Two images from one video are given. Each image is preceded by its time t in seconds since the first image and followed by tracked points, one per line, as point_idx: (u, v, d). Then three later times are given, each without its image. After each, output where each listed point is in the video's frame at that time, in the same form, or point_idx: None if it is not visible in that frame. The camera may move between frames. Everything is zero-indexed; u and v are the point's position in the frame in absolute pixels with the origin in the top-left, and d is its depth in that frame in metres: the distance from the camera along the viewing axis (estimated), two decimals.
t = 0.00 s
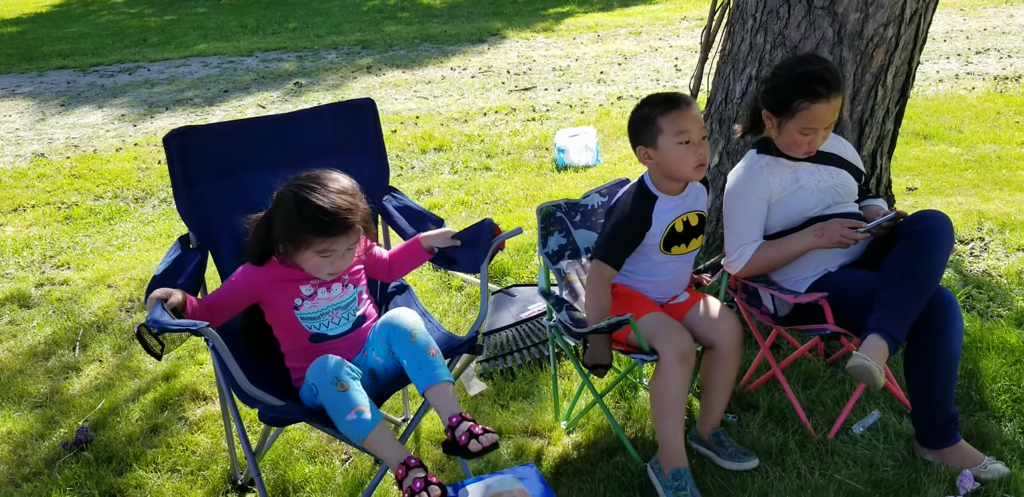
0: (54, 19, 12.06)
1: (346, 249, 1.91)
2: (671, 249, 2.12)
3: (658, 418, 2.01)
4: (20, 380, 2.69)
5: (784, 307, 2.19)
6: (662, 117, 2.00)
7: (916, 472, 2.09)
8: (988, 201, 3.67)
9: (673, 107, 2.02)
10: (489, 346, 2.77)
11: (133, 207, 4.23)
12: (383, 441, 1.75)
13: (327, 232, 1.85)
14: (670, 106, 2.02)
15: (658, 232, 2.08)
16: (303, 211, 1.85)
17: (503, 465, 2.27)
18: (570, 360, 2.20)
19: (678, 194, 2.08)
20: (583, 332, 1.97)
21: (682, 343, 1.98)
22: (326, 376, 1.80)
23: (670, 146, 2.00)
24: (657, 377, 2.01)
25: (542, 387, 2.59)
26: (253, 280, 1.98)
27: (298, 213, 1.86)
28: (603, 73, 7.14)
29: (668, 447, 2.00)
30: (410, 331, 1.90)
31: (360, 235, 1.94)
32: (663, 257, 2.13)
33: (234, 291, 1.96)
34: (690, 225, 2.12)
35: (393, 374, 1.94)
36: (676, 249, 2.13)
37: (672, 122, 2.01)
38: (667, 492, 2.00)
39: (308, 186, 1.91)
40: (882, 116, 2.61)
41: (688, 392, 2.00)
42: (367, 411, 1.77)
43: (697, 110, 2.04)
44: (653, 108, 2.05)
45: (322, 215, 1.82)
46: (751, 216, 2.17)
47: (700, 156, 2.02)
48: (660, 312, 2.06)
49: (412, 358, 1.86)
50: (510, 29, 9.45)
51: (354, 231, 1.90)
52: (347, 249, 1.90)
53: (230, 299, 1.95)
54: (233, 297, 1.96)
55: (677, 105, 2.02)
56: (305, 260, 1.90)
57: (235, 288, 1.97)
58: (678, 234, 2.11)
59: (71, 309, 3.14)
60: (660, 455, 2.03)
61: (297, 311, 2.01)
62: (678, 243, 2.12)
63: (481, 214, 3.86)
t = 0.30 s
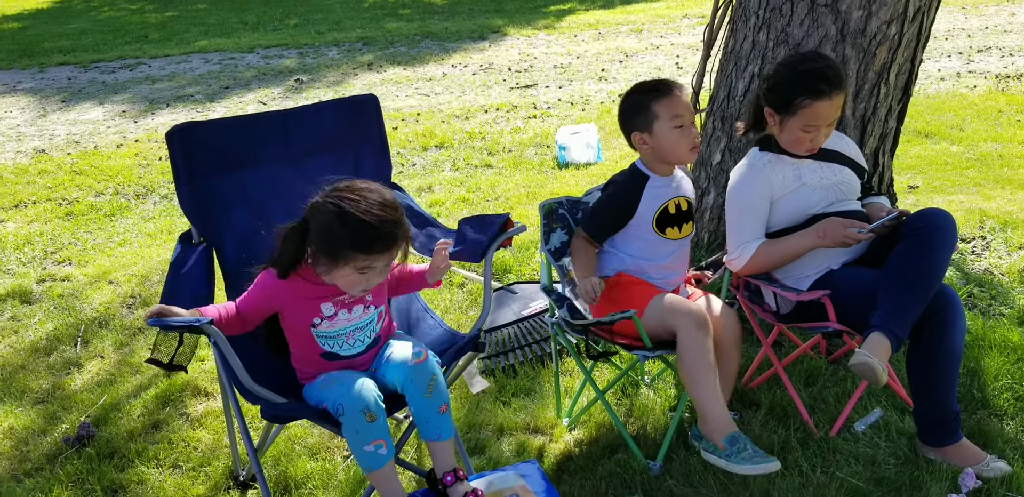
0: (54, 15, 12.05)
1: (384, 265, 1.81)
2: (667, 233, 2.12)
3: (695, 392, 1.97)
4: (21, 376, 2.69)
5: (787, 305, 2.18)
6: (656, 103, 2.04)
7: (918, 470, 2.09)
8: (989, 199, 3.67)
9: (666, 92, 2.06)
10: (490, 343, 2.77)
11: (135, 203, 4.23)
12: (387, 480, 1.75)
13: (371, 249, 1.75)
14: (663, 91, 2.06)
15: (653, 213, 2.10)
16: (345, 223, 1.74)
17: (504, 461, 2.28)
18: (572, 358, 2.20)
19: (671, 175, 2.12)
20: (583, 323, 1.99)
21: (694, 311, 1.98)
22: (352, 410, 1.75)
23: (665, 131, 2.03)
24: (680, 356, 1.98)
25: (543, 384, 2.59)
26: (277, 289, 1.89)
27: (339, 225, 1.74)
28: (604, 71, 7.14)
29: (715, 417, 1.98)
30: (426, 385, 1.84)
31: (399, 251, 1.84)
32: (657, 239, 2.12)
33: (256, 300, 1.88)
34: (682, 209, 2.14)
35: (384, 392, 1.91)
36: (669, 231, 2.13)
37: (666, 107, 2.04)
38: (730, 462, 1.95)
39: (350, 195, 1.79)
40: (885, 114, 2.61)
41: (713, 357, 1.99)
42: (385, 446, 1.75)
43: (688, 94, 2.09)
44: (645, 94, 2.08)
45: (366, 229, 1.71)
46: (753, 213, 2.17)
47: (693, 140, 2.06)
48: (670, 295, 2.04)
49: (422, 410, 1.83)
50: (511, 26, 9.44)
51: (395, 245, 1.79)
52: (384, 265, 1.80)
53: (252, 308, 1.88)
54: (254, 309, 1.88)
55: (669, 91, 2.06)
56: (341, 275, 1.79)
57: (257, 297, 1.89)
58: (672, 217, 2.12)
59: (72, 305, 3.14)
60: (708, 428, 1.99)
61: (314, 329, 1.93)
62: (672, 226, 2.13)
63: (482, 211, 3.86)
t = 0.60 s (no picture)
0: (53, 8, 12.03)
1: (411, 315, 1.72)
2: (665, 218, 2.13)
3: (716, 340, 1.88)
4: (18, 368, 2.69)
5: (784, 300, 2.19)
6: (639, 94, 2.09)
7: (914, 466, 2.10)
8: (987, 197, 3.67)
9: (653, 83, 2.10)
10: (488, 338, 2.77)
11: (133, 196, 4.24)
12: (377, 479, 1.75)
13: (400, 300, 1.66)
14: (649, 82, 2.10)
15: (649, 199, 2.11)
16: (378, 272, 1.65)
17: (501, 455, 2.28)
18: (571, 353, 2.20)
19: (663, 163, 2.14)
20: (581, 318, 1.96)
21: (703, 264, 1.93)
22: (339, 408, 1.75)
23: (645, 121, 2.08)
24: (695, 308, 1.91)
25: (541, 378, 2.60)
26: (295, 298, 1.88)
27: (372, 273, 1.65)
28: (604, 67, 7.14)
29: (741, 363, 1.87)
30: (416, 394, 1.83)
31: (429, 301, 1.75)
32: (658, 224, 2.12)
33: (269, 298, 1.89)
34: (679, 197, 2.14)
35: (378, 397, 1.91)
36: (668, 216, 2.13)
37: (649, 98, 2.08)
38: (771, 407, 1.85)
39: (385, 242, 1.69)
40: (883, 111, 2.61)
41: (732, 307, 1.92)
42: (372, 445, 1.75)
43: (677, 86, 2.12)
44: (635, 85, 2.13)
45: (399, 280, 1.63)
46: (751, 210, 2.17)
47: (676, 131, 2.09)
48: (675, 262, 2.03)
49: (412, 416, 1.83)
50: (511, 21, 9.43)
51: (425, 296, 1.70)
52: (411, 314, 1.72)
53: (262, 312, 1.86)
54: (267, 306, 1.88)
55: (656, 82, 2.09)
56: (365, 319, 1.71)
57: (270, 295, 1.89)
58: (669, 203, 2.13)
59: (70, 298, 3.14)
60: (740, 380, 1.88)
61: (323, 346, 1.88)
62: (671, 211, 2.13)
63: (481, 206, 3.86)
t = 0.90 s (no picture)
0: None
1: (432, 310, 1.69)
2: (673, 191, 2.13)
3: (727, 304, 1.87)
4: (21, 339, 2.69)
5: (791, 285, 2.17)
6: (646, 72, 2.08)
7: (918, 451, 2.08)
8: (995, 190, 3.67)
9: (662, 61, 2.08)
10: (491, 318, 2.76)
11: (138, 174, 4.26)
12: (377, 453, 1.73)
13: (424, 297, 1.62)
14: (658, 60, 2.09)
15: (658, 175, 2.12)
16: (404, 269, 1.60)
17: (503, 434, 2.28)
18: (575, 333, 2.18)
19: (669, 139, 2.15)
20: (583, 297, 1.94)
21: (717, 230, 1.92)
22: (339, 381, 1.72)
23: (649, 99, 2.09)
24: (707, 272, 1.90)
25: (544, 359, 2.59)
26: (310, 264, 1.84)
27: (398, 270, 1.60)
28: (612, 56, 7.13)
29: (751, 328, 1.86)
30: (424, 367, 1.81)
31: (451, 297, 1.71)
32: (667, 198, 2.12)
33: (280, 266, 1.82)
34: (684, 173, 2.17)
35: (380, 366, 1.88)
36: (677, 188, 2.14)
37: (655, 76, 2.08)
38: (780, 374, 1.85)
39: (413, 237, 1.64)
40: (894, 98, 2.60)
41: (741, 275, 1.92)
42: (373, 418, 1.73)
43: (687, 63, 2.10)
44: (646, 61, 2.11)
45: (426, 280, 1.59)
46: (760, 193, 2.16)
47: (678, 111, 2.09)
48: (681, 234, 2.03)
49: (419, 389, 1.81)
50: (519, 9, 9.42)
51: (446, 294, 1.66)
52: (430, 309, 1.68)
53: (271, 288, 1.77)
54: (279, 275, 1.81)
55: (664, 60, 2.08)
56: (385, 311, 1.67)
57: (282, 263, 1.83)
58: (675, 177, 2.14)
59: (73, 271, 3.14)
60: (746, 345, 1.86)
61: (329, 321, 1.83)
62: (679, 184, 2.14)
63: (486, 190, 3.86)
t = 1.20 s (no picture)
0: None
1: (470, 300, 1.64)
2: (683, 171, 2.12)
3: (742, 300, 1.90)
4: (26, 324, 2.70)
5: (797, 272, 2.16)
6: (649, 55, 2.08)
7: (923, 438, 2.08)
8: (1002, 178, 3.65)
9: (664, 44, 2.08)
10: (496, 305, 2.77)
11: (143, 161, 4.29)
12: (384, 434, 1.74)
13: (467, 288, 1.57)
14: (660, 43, 2.09)
15: (665, 157, 2.11)
16: (453, 258, 1.54)
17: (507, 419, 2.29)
18: (580, 320, 2.17)
19: (673, 121, 2.14)
20: (588, 282, 1.94)
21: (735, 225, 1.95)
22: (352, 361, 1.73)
23: (653, 83, 2.09)
24: (725, 267, 1.93)
25: (548, 346, 2.60)
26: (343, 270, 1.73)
27: (447, 258, 1.55)
28: (617, 44, 7.11)
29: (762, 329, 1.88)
30: (443, 346, 1.84)
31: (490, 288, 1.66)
32: (677, 177, 2.12)
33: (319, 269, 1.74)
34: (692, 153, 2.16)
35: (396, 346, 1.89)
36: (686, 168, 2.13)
37: (658, 59, 2.08)
38: (793, 375, 1.86)
39: (463, 225, 1.59)
40: (901, 85, 2.59)
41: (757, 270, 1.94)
42: (382, 399, 1.74)
43: (688, 46, 2.10)
44: (647, 45, 2.11)
45: (474, 271, 1.53)
46: (765, 179, 2.15)
47: (682, 93, 2.09)
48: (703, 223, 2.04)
49: (435, 369, 1.83)
50: None
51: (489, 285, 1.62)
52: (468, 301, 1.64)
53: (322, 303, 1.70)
54: (315, 279, 1.73)
55: (666, 44, 2.08)
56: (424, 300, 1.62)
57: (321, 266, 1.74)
58: (683, 157, 2.13)
59: (79, 257, 3.15)
60: (760, 343, 1.88)
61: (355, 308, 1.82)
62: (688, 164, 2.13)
63: (491, 178, 3.86)
